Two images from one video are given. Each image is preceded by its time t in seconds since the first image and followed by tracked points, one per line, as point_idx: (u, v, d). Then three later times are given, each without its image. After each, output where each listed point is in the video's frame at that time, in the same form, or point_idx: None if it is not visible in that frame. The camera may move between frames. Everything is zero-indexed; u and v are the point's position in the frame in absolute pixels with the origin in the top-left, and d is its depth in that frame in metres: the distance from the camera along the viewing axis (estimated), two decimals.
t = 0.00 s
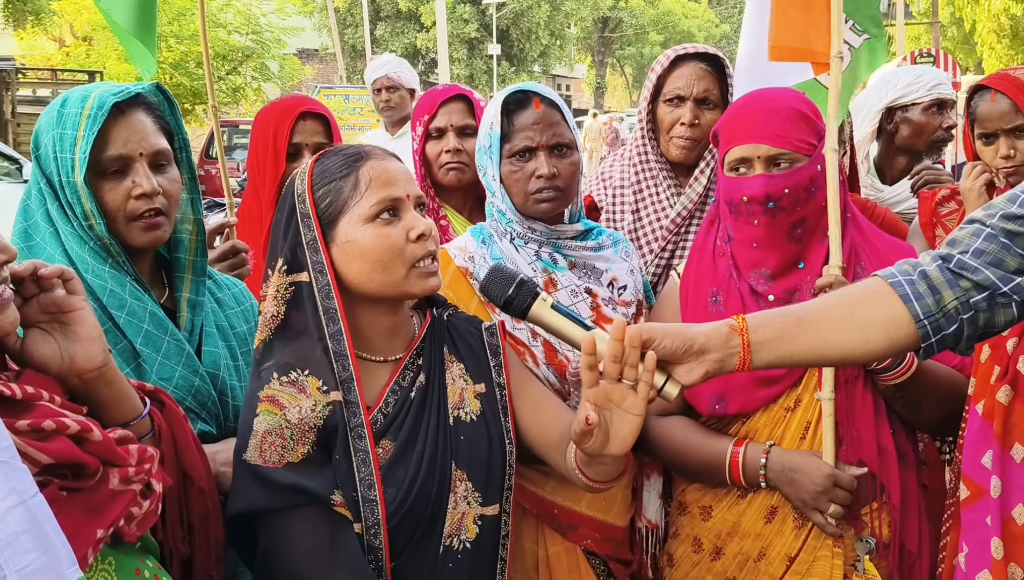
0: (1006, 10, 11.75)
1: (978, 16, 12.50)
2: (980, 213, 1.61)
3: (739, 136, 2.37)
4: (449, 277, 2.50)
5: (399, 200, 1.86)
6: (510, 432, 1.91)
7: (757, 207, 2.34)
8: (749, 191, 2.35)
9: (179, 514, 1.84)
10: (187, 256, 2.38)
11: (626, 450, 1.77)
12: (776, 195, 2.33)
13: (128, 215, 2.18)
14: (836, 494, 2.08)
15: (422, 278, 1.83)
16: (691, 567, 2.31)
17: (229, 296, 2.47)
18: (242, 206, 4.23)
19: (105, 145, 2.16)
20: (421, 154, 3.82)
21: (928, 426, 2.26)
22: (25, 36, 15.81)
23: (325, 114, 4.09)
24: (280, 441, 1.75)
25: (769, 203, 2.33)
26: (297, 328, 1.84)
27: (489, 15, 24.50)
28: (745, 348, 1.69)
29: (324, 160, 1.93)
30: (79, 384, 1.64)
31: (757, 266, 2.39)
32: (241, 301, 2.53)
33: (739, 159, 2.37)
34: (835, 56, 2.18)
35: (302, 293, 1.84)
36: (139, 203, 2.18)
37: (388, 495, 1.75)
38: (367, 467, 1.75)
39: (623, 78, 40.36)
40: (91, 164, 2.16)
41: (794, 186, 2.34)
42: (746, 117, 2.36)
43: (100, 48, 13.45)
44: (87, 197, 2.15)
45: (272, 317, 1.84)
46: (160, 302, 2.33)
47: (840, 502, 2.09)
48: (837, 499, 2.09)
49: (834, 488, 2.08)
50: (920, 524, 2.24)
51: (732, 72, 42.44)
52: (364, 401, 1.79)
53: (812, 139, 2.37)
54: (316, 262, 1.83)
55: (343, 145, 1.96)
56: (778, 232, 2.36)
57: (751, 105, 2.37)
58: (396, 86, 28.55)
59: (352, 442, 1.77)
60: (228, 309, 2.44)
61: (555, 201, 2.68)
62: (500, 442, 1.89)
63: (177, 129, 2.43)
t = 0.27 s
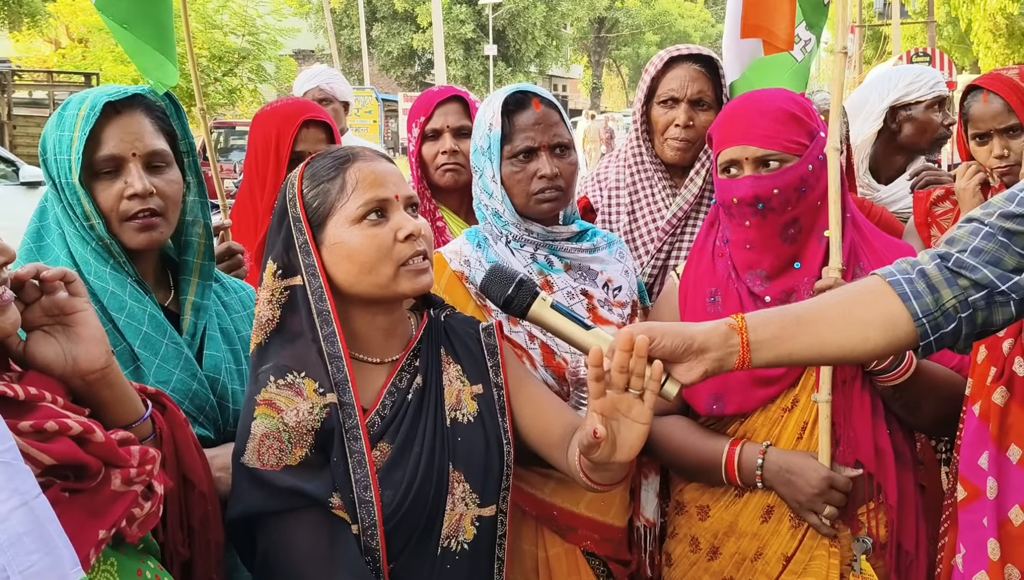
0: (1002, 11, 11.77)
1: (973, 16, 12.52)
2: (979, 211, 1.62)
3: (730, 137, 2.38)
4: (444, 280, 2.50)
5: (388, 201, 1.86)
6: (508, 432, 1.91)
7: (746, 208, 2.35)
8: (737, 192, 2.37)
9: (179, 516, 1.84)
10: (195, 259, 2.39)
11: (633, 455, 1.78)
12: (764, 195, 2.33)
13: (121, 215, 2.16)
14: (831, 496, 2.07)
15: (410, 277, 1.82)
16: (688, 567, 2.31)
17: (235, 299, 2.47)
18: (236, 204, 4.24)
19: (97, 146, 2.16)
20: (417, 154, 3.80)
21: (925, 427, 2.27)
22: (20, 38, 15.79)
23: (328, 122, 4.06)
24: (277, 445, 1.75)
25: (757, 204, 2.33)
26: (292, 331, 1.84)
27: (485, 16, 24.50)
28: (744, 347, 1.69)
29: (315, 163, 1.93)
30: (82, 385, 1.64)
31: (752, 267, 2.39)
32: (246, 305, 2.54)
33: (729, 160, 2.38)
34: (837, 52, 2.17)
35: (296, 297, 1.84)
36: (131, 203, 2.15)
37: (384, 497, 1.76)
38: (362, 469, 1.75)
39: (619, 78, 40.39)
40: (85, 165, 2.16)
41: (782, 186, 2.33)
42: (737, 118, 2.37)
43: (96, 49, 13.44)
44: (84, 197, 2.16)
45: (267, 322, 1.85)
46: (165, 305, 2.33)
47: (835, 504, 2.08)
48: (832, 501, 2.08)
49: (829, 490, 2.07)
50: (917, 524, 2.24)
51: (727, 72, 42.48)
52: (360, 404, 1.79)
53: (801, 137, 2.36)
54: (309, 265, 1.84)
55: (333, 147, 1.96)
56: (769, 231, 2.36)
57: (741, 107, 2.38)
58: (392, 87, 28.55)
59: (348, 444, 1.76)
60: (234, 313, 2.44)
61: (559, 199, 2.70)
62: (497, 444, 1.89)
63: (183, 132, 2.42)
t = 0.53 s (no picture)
0: (999, 10, 11.80)
1: (970, 16, 12.54)
2: (975, 211, 1.62)
3: (728, 138, 2.39)
4: (441, 283, 2.50)
5: (374, 204, 1.86)
6: (505, 431, 1.91)
7: (744, 208, 2.36)
8: (734, 192, 2.38)
9: (178, 517, 1.84)
10: (204, 261, 2.41)
11: (630, 433, 1.76)
12: (761, 196, 2.34)
13: (103, 220, 2.14)
14: (824, 496, 2.09)
15: (402, 280, 1.82)
16: (684, 566, 2.32)
17: (242, 302, 2.45)
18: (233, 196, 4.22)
19: (82, 150, 2.15)
20: (412, 155, 3.78)
21: (921, 428, 2.28)
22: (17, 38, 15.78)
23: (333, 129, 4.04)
24: (274, 445, 1.75)
25: (755, 204, 2.34)
26: (285, 335, 1.84)
27: (482, 16, 24.49)
28: (742, 347, 1.69)
29: (301, 169, 1.94)
30: (81, 386, 1.64)
31: (748, 268, 2.40)
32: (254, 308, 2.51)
33: (727, 160, 2.39)
34: (836, 52, 2.16)
35: (288, 301, 1.85)
36: (111, 207, 2.12)
37: (381, 497, 1.76)
38: (358, 469, 1.76)
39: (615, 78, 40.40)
40: (70, 169, 2.16)
41: (780, 187, 2.33)
42: (736, 118, 2.37)
43: (93, 49, 13.43)
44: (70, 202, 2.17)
45: (261, 327, 1.86)
46: (167, 308, 2.33)
47: (827, 504, 2.10)
48: (825, 501, 2.10)
49: (822, 491, 2.09)
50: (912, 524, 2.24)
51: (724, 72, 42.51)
52: (354, 405, 1.80)
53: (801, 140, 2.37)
54: (299, 269, 1.85)
55: (318, 152, 1.98)
56: (768, 231, 2.37)
57: (737, 107, 2.39)
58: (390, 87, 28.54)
59: (342, 445, 1.78)
60: (238, 316, 2.42)
61: (557, 198, 2.70)
62: (494, 440, 1.89)
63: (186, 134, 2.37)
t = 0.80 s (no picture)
0: (999, 11, 11.80)
1: (970, 16, 12.55)
2: (973, 211, 1.62)
3: (739, 135, 2.38)
4: (441, 284, 2.50)
5: (360, 216, 1.85)
6: (509, 432, 1.90)
7: (755, 206, 2.34)
8: (746, 190, 2.36)
9: (177, 514, 1.83)
10: (208, 264, 2.40)
11: (581, 387, 1.80)
12: (774, 194, 2.33)
13: (90, 224, 2.14)
14: (820, 497, 2.08)
15: (400, 285, 1.83)
16: (682, 567, 2.31)
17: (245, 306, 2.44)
18: (234, 203, 4.19)
19: (70, 155, 2.16)
20: (411, 155, 3.78)
21: (918, 430, 2.28)
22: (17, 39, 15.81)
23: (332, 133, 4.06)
24: (280, 440, 1.75)
25: (767, 203, 2.33)
26: (284, 336, 1.84)
27: (482, 17, 24.51)
28: (740, 348, 1.69)
29: (289, 180, 1.94)
30: (76, 384, 1.65)
31: (752, 267, 2.39)
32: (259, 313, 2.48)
33: (737, 158, 2.38)
34: (832, 54, 2.17)
35: (288, 305, 1.85)
36: (95, 212, 2.11)
37: (383, 494, 1.76)
38: (360, 466, 1.76)
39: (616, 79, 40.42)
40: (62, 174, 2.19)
41: (792, 186, 2.34)
42: (745, 117, 2.37)
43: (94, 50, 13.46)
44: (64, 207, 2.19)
45: (264, 329, 1.84)
46: (167, 310, 2.31)
47: (824, 504, 2.10)
48: (821, 502, 2.09)
49: (818, 492, 2.08)
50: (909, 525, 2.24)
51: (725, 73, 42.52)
52: (354, 402, 1.81)
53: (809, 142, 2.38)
54: (293, 270, 1.85)
55: (299, 165, 1.96)
56: (774, 231, 2.37)
57: (746, 106, 2.39)
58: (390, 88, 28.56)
59: (344, 443, 1.78)
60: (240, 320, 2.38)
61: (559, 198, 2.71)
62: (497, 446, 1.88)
63: (184, 136, 2.33)
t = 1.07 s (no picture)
0: (1002, 11, 11.79)
1: (973, 17, 12.54)
2: (976, 216, 1.62)
3: (749, 141, 2.38)
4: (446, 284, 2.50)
5: (386, 215, 1.86)
6: (514, 438, 1.91)
7: (767, 212, 2.34)
8: (759, 196, 2.35)
9: (183, 516, 1.84)
10: (213, 268, 2.39)
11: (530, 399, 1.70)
12: (785, 201, 2.34)
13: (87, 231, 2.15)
14: (826, 497, 2.09)
15: (404, 292, 1.83)
16: (686, 569, 2.32)
17: (252, 311, 2.41)
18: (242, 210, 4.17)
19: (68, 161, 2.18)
20: (415, 160, 3.83)
21: (920, 432, 2.28)
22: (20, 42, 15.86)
23: (332, 134, 4.06)
24: (281, 441, 1.77)
25: (779, 209, 2.33)
26: (298, 327, 1.85)
27: (484, 18, 24.52)
28: (744, 351, 1.70)
29: (319, 171, 1.95)
30: (83, 388, 1.65)
31: (758, 270, 2.40)
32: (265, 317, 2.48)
33: (749, 164, 2.38)
34: (835, 61, 2.19)
35: (301, 289, 1.87)
36: (91, 218, 2.11)
37: (385, 499, 1.77)
38: (354, 465, 1.76)
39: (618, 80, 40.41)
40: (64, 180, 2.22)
41: (802, 193, 2.35)
42: (756, 121, 2.37)
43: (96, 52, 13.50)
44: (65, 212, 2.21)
45: (274, 311, 1.87)
46: (172, 314, 2.31)
47: (830, 506, 2.10)
48: (827, 503, 2.10)
49: (824, 492, 2.09)
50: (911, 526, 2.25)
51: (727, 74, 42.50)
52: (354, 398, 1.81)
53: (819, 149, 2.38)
54: (312, 260, 1.86)
55: (338, 156, 1.98)
56: (784, 239, 2.38)
57: (756, 109, 2.38)
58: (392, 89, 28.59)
59: (341, 438, 1.78)
60: (244, 325, 2.38)
61: (552, 202, 2.70)
62: (504, 449, 1.89)
63: (183, 140, 2.29)
